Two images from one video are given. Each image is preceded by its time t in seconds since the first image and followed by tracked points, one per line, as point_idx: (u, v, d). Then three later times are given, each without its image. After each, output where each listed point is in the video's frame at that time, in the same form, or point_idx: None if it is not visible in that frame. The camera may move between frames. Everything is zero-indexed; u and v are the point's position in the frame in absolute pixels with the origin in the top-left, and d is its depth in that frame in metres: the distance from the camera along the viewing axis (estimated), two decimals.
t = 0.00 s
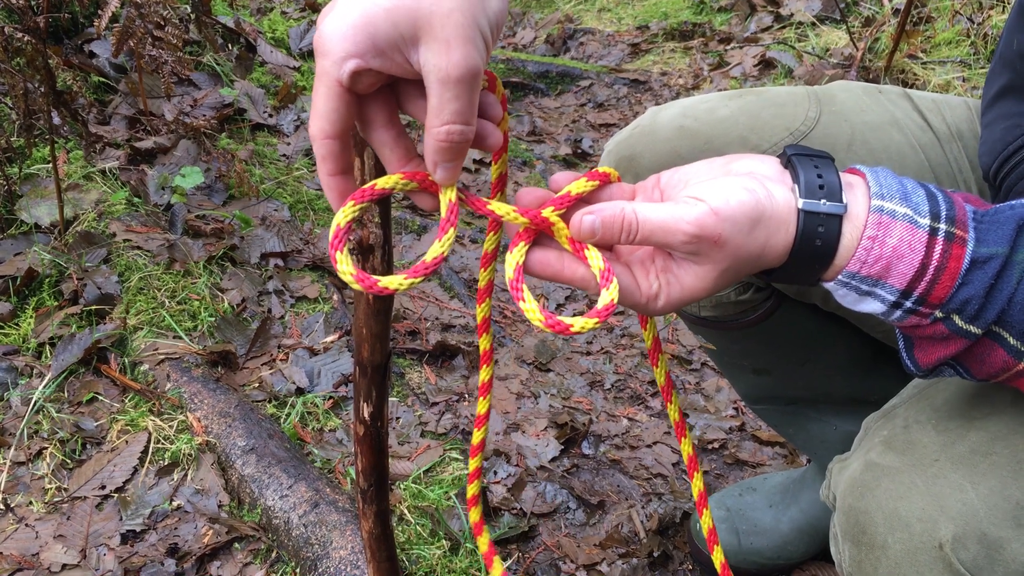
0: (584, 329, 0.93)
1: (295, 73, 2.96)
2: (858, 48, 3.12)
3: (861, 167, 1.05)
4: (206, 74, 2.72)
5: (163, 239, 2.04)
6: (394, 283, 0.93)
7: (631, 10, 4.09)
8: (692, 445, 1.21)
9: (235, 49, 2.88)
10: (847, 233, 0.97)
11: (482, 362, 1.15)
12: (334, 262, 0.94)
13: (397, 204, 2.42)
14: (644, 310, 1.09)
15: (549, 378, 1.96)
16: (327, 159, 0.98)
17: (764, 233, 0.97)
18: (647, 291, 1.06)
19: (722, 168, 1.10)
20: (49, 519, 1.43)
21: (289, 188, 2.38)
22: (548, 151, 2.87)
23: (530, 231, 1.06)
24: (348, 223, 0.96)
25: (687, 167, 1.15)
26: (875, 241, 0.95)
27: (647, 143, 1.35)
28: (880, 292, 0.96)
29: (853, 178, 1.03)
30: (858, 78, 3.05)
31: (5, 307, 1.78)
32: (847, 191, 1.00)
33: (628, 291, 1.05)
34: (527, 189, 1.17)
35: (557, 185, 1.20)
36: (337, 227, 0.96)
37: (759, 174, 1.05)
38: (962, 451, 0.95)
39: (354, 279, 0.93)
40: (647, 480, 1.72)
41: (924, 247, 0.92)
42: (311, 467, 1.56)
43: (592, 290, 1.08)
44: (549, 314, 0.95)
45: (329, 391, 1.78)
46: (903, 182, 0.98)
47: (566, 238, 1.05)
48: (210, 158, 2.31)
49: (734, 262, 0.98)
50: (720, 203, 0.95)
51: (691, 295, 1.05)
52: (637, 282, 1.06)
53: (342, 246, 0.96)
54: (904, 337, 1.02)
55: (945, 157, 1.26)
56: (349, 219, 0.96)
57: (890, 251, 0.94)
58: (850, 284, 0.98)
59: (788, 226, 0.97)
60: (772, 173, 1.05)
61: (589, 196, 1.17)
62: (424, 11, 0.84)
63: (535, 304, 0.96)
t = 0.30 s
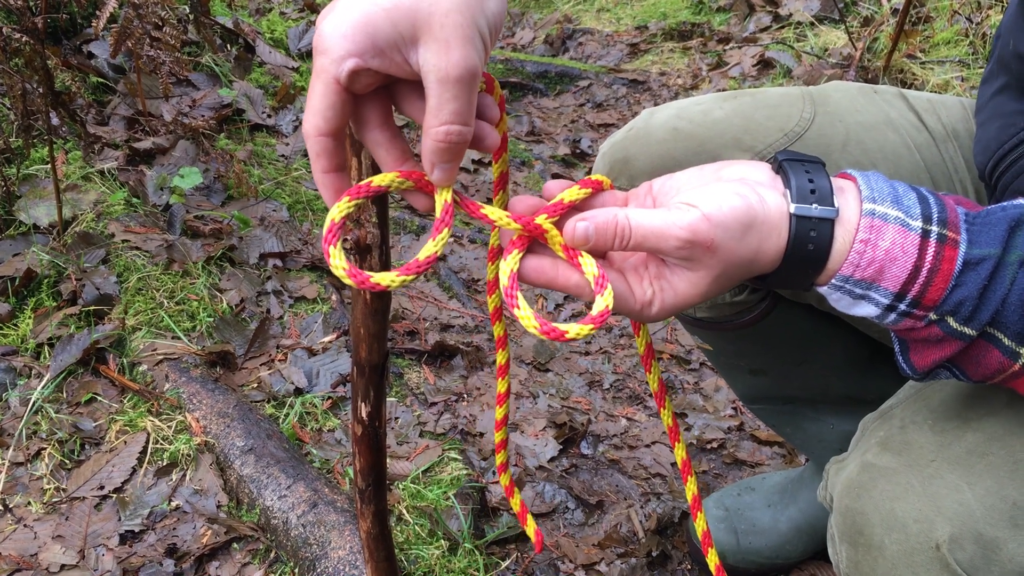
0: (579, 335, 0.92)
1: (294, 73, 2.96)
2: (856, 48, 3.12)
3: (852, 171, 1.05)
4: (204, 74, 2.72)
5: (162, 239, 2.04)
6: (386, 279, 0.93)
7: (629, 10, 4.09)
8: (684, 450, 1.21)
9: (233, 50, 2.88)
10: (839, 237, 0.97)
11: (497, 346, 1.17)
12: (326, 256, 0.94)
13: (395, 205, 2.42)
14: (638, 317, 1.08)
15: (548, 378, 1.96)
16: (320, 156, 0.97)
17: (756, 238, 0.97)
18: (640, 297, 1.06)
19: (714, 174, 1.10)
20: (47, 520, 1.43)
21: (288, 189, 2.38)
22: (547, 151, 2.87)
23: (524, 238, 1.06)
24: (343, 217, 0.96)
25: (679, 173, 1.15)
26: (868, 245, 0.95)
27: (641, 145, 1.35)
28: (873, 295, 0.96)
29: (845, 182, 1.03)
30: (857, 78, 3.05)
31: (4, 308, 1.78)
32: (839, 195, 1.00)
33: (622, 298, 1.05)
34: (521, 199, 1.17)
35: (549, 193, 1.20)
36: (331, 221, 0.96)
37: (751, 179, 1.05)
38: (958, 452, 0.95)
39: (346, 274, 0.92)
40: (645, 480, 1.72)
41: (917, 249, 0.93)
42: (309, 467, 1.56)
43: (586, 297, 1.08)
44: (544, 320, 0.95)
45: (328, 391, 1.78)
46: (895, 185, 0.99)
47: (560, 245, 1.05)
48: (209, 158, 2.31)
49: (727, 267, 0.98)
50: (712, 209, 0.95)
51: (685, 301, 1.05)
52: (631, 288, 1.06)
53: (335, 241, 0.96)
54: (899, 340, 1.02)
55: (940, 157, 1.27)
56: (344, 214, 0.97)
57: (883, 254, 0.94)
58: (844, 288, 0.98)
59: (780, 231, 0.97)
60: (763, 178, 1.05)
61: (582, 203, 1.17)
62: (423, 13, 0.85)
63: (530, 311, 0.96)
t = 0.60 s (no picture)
0: (577, 324, 0.93)
1: (293, 76, 2.97)
2: (855, 51, 3.13)
3: (847, 166, 1.06)
4: (204, 77, 2.73)
5: (162, 242, 2.05)
6: (391, 262, 0.92)
7: (628, 12, 4.10)
8: (683, 444, 1.21)
9: (233, 53, 2.89)
10: (834, 230, 0.97)
11: (474, 349, 1.17)
12: (331, 237, 0.92)
13: (395, 206, 2.43)
14: (634, 309, 1.09)
15: (547, 380, 1.97)
16: (321, 134, 0.95)
17: (753, 231, 0.97)
18: (637, 289, 1.06)
19: (711, 168, 1.11)
20: (47, 522, 1.43)
21: (288, 191, 2.38)
22: (546, 153, 2.88)
23: (524, 227, 1.06)
24: (347, 199, 0.95)
25: (676, 167, 1.16)
26: (863, 237, 0.96)
27: (642, 144, 1.36)
28: (868, 288, 0.96)
29: (839, 177, 1.04)
30: (855, 81, 3.06)
31: (4, 311, 1.78)
32: (834, 189, 1.01)
33: (619, 289, 1.05)
34: (519, 188, 1.18)
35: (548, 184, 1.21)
36: (336, 203, 0.94)
37: (747, 173, 1.05)
38: (953, 443, 0.95)
39: (351, 256, 0.91)
40: (645, 481, 1.73)
41: (911, 242, 0.93)
42: (309, 469, 1.56)
43: (583, 289, 1.09)
44: (542, 310, 0.95)
45: (328, 393, 1.78)
46: (889, 179, 0.99)
47: (558, 236, 1.05)
48: (209, 161, 2.31)
49: (724, 259, 0.98)
50: (710, 201, 0.95)
51: (681, 293, 1.05)
52: (628, 280, 1.06)
53: (340, 222, 0.94)
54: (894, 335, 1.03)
55: (938, 156, 1.27)
56: (349, 196, 0.95)
57: (878, 246, 0.95)
58: (839, 281, 0.98)
59: (777, 223, 0.98)
60: (760, 172, 1.06)
61: (580, 196, 1.17)
62: None
63: (528, 299, 0.96)
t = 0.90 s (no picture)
0: (575, 330, 0.93)
1: (293, 79, 2.97)
2: (854, 53, 3.13)
3: (843, 167, 1.06)
4: (204, 80, 2.73)
5: (162, 245, 2.05)
6: (390, 257, 0.92)
7: (628, 15, 4.10)
8: (683, 446, 1.20)
9: (233, 56, 2.90)
10: (831, 231, 0.98)
11: (477, 347, 1.18)
12: (334, 232, 0.91)
13: (395, 209, 2.43)
14: (634, 313, 1.08)
15: (547, 382, 1.97)
16: (319, 129, 0.95)
17: (750, 233, 0.98)
18: (636, 293, 1.06)
19: (708, 171, 1.11)
20: (47, 525, 1.43)
21: (287, 194, 2.38)
22: (546, 156, 2.88)
23: (523, 231, 1.06)
24: (350, 193, 0.94)
25: (673, 170, 1.16)
26: (859, 238, 0.96)
27: (656, 138, 1.36)
28: (865, 288, 0.97)
29: (835, 177, 1.04)
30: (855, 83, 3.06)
31: (4, 314, 1.79)
32: (830, 189, 1.01)
33: (618, 293, 1.05)
34: (517, 192, 1.18)
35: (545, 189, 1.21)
36: (339, 198, 0.94)
37: (744, 175, 1.06)
38: (949, 436, 0.96)
39: (353, 251, 0.91)
40: (645, 484, 1.73)
41: (908, 242, 0.93)
42: (309, 472, 1.56)
43: (581, 293, 1.09)
44: (540, 315, 0.95)
45: (327, 396, 1.78)
46: (884, 179, 1.00)
47: (557, 241, 1.05)
48: (208, 164, 2.32)
49: (722, 262, 0.99)
50: (707, 204, 0.96)
51: (680, 296, 1.05)
52: (627, 284, 1.06)
53: (342, 217, 0.93)
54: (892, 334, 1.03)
55: (948, 155, 1.27)
56: (352, 190, 0.94)
57: (875, 246, 0.95)
58: (836, 281, 0.98)
59: (774, 225, 0.98)
60: (756, 174, 1.06)
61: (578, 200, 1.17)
62: None
63: (526, 304, 0.96)
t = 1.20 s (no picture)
0: (563, 340, 0.93)
1: (293, 81, 2.98)
2: (853, 54, 3.14)
3: (833, 175, 1.07)
4: (203, 83, 2.74)
5: (161, 247, 2.05)
6: (379, 262, 0.92)
7: (626, 17, 4.11)
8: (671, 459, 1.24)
9: (232, 59, 2.90)
10: (821, 239, 0.98)
11: (489, 345, 1.18)
12: (322, 235, 0.93)
13: (394, 211, 2.43)
14: (624, 321, 1.09)
15: (546, 384, 1.97)
16: (308, 132, 0.94)
17: (741, 242, 0.98)
18: (627, 302, 1.06)
19: (699, 180, 1.12)
20: (47, 528, 1.44)
21: (287, 197, 2.39)
22: (545, 158, 2.88)
23: (515, 240, 1.06)
24: (339, 198, 0.95)
25: (665, 178, 1.17)
26: (850, 245, 0.96)
27: (657, 137, 1.36)
28: (857, 295, 0.97)
29: (826, 186, 1.05)
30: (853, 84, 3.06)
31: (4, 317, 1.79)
32: (820, 198, 1.02)
33: (608, 302, 1.06)
34: (510, 199, 1.18)
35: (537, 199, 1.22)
36: (328, 200, 0.95)
37: (735, 184, 1.07)
38: (944, 440, 0.96)
39: (340, 254, 0.92)
40: (644, 485, 1.73)
41: (898, 249, 0.93)
42: (308, 474, 1.56)
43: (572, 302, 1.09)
44: (528, 324, 0.96)
45: (326, 398, 1.78)
46: (875, 187, 1.00)
47: (548, 249, 1.05)
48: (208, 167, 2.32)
49: (713, 271, 0.99)
50: (699, 213, 0.96)
51: (670, 305, 1.06)
52: (617, 293, 1.06)
53: (331, 220, 0.95)
54: (886, 342, 1.03)
55: (948, 156, 1.27)
56: (342, 194, 0.95)
57: (866, 254, 0.95)
58: (828, 289, 0.99)
59: (765, 234, 0.99)
60: (748, 183, 1.07)
61: (570, 210, 1.18)
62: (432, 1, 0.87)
63: (515, 313, 0.96)
